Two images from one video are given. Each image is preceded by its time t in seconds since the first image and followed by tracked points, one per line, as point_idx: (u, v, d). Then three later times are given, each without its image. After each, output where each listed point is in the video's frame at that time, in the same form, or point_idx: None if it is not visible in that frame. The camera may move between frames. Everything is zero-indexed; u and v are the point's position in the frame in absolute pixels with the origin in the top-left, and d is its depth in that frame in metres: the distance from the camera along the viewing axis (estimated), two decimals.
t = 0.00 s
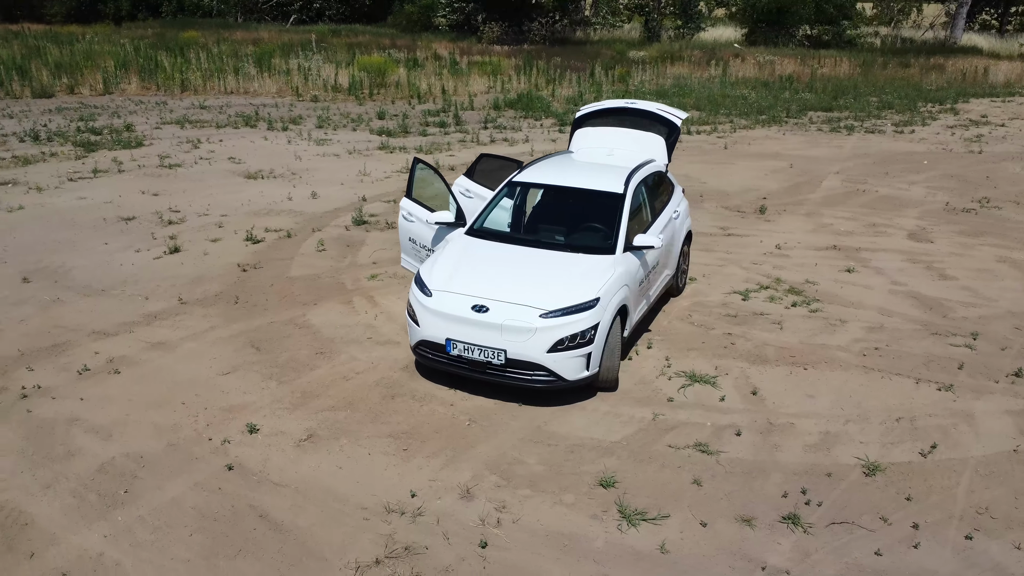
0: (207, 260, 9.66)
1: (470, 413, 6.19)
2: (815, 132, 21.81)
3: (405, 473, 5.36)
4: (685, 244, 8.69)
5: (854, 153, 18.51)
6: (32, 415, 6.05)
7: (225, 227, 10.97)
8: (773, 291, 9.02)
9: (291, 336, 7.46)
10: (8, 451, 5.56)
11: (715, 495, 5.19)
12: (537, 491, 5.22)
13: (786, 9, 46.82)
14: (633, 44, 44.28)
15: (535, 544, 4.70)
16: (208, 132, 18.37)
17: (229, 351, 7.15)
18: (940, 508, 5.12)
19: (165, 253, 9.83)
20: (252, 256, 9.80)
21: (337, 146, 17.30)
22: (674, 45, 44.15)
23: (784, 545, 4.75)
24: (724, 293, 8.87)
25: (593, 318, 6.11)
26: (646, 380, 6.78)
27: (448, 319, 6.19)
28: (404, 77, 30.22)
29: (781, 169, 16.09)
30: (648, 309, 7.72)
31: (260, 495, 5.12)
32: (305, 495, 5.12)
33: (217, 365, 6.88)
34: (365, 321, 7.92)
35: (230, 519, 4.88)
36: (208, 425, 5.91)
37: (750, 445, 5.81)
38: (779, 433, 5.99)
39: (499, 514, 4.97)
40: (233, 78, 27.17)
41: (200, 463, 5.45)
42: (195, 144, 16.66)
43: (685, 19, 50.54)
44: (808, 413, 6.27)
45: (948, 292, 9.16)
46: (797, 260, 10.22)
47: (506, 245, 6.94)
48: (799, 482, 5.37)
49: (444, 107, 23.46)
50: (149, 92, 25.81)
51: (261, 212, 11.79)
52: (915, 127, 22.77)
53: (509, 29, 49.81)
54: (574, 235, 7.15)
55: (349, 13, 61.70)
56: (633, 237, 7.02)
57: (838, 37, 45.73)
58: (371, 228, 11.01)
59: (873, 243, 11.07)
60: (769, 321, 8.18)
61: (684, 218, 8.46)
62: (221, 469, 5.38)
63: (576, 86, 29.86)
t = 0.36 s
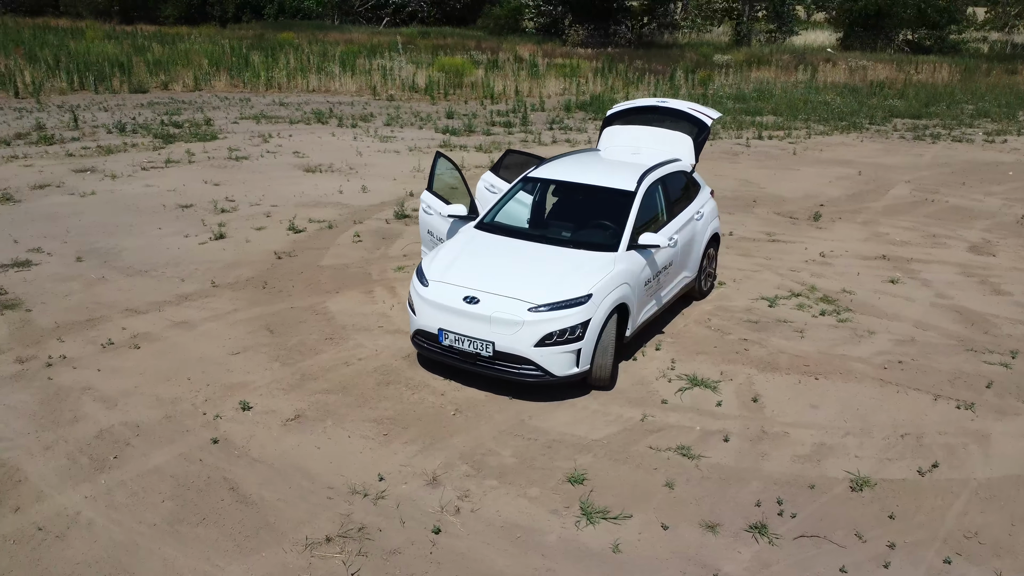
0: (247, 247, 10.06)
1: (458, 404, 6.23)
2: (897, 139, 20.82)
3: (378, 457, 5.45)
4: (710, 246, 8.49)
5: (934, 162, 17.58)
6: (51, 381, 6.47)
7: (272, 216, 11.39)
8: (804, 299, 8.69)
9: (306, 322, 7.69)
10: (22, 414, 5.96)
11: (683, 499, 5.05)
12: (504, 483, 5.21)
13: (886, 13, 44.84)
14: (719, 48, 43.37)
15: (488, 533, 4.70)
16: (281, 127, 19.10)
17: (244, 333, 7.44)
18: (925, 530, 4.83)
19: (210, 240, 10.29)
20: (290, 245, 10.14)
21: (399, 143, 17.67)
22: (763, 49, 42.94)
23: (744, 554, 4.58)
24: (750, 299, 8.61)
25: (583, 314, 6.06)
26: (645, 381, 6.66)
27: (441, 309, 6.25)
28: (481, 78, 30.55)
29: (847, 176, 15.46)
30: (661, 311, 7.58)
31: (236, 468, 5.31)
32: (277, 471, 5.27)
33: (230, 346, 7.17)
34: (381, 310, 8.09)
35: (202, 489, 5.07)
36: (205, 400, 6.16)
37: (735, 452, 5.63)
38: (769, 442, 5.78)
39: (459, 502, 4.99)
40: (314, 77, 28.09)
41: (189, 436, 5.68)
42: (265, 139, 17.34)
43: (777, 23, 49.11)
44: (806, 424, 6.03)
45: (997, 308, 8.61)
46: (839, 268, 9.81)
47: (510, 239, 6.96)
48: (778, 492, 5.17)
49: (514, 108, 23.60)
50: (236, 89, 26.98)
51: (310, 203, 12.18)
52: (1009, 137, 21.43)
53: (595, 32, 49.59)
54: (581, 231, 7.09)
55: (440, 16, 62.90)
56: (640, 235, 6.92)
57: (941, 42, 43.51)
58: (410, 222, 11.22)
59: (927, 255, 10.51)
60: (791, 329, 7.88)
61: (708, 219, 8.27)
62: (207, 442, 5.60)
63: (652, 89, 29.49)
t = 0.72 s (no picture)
0: (284, 241, 10.34)
1: (447, 405, 6.21)
2: (985, 150, 19.61)
3: (353, 452, 5.49)
4: (735, 256, 8.19)
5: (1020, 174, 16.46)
6: (70, 362, 6.81)
7: (316, 212, 11.67)
8: (835, 314, 8.28)
9: (319, 316, 7.84)
10: (36, 392, 6.29)
11: (650, 515, 4.89)
12: (471, 486, 5.17)
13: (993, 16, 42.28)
14: (809, 52, 41.89)
15: (441, 536, 4.67)
16: (347, 125, 19.55)
17: (258, 324, 7.64)
18: (904, 567, 4.52)
19: (251, 233, 10.63)
20: (326, 240, 10.36)
21: (458, 143, 17.81)
22: (856, 53, 41.23)
23: None
24: (777, 312, 8.27)
25: (573, 320, 5.94)
26: (642, 392, 6.47)
27: (433, 309, 6.24)
28: (556, 80, 30.46)
29: (918, 187, 14.66)
30: (673, 320, 7.36)
31: (215, 455, 5.45)
32: (253, 461, 5.38)
33: (243, 336, 7.38)
34: (396, 307, 8.16)
35: (178, 474, 5.23)
36: (205, 387, 6.36)
37: (717, 470, 5.40)
38: (758, 461, 5.53)
39: (421, 503, 4.98)
40: (390, 78, 28.65)
41: (181, 421, 5.88)
42: (330, 137, 17.80)
43: (874, 26, 47.02)
44: (803, 446, 5.74)
45: None
46: (883, 284, 9.31)
47: (514, 241, 6.89)
48: (753, 514, 4.94)
49: (582, 111, 23.43)
50: (315, 88, 27.81)
51: (355, 200, 12.42)
52: None
53: (680, 34, 48.71)
54: (588, 235, 6.96)
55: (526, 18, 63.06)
56: (645, 240, 6.73)
57: None
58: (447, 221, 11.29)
59: (985, 273, 9.85)
60: (814, 345, 7.52)
61: (733, 227, 7.99)
62: (195, 429, 5.78)
63: (730, 94, 28.73)
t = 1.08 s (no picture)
0: (322, 234, 10.55)
1: (437, 404, 6.19)
2: None
3: (332, 446, 5.53)
4: (762, 265, 7.85)
5: None
6: (91, 344, 7.13)
7: (359, 206, 11.86)
8: (868, 330, 7.84)
9: (335, 310, 7.95)
10: (53, 370, 6.61)
11: (613, 530, 4.73)
12: (439, 488, 5.12)
13: None
14: (906, 53, 39.94)
15: (396, 535, 4.65)
16: (412, 122, 19.82)
17: (275, 315, 7.81)
18: None
19: (292, 225, 10.89)
20: (361, 235, 10.51)
21: (517, 142, 17.79)
22: (957, 55, 39.04)
23: None
24: (804, 325, 7.89)
25: (562, 324, 5.81)
26: (639, 402, 6.29)
27: (428, 307, 6.24)
28: (631, 80, 30.06)
29: (996, 199, 13.74)
30: (685, 328, 7.11)
31: (200, 441, 5.59)
32: (233, 449, 5.49)
33: (257, 326, 7.56)
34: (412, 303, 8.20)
35: (160, 457, 5.39)
36: (208, 374, 6.54)
37: (697, 487, 5.19)
38: (743, 481, 5.28)
39: (386, 501, 4.97)
40: (464, 75, 28.91)
41: (177, 405, 6.06)
42: (392, 133, 18.08)
43: (981, 27, 44.40)
44: (797, 467, 5.44)
45: None
46: (930, 300, 8.76)
47: (519, 242, 6.80)
48: (723, 536, 4.71)
49: (652, 112, 23.03)
50: (391, 85, 28.35)
51: (400, 196, 12.56)
52: None
53: (770, 34, 47.26)
54: (595, 238, 6.80)
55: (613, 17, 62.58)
56: (651, 245, 6.52)
57: None
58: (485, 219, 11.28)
59: None
60: (836, 361, 7.13)
61: (758, 234, 7.66)
62: (188, 414, 5.94)
63: (812, 96, 27.67)
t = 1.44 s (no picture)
0: (359, 226, 10.70)
1: (427, 401, 6.16)
2: None
3: (312, 437, 5.58)
4: (787, 274, 7.47)
5: None
6: (115, 325, 7.44)
7: (402, 200, 11.97)
8: (900, 348, 7.37)
9: (351, 303, 8.04)
10: (74, 349, 6.93)
11: (571, 542, 4.59)
12: (407, 485, 5.10)
13: None
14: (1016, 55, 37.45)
15: (351, 531, 4.64)
16: (476, 119, 19.89)
17: (292, 305, 7.96)
18: None
19: (332, 217, 11.09)
20: (397, 229, 10.61)
21: (577, 140, 17.61)
22: None
23: None
24: (831, 340, 7.48)
25: (549, 327, 5.67)
26: (633, 411, 6.09)
27: (422, 304, 6.21)
28: (710, 79, 29.29)
29: None
30: (694, 337, 6.84)
31: (188, 425, 5.73)
32: (217, 435, 5.61)
33: (272, 315, 7.72)
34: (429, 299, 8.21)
35: (147, 438, 5.55)
36: (213, 359, 6.71)
37: (672, 503, 4.98)
38: (722, 500, 5.03)
39: (350, 495, 4.97)
40: (538, 72, 28.83)
41: (177, 389, 6.24)
42: (453, 129, 18.19)
43: None
44: (784, 490, 5.15)
45: None
46: (979, 319, 8.16)
47: (523, 242, 6.69)
48: (686, 557, 4.50)
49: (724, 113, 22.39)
50: (466, 82, 28.56)
51: (445, 191, 12.61)
52: None
53: (867, 33, 45.21)
54: (602, 239, 6.61)
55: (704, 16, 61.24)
56: (655, 249, 6.29)
57: None
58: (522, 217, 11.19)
59: None
60: (857, 380, 6.73)
61: (783, 242, 7.29)
62: (185, 397, 6.11)
63: (902, 99, 26.31)
